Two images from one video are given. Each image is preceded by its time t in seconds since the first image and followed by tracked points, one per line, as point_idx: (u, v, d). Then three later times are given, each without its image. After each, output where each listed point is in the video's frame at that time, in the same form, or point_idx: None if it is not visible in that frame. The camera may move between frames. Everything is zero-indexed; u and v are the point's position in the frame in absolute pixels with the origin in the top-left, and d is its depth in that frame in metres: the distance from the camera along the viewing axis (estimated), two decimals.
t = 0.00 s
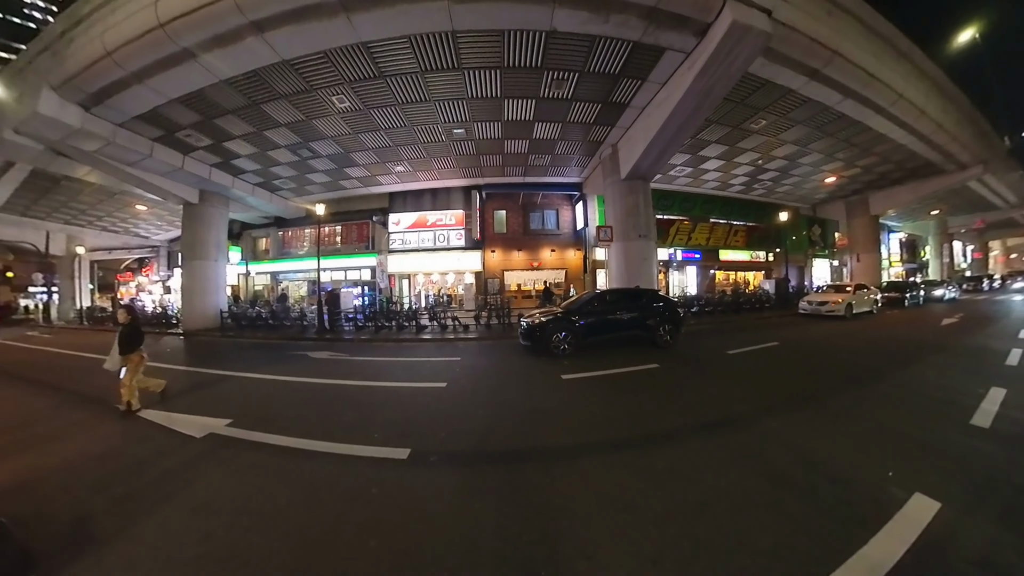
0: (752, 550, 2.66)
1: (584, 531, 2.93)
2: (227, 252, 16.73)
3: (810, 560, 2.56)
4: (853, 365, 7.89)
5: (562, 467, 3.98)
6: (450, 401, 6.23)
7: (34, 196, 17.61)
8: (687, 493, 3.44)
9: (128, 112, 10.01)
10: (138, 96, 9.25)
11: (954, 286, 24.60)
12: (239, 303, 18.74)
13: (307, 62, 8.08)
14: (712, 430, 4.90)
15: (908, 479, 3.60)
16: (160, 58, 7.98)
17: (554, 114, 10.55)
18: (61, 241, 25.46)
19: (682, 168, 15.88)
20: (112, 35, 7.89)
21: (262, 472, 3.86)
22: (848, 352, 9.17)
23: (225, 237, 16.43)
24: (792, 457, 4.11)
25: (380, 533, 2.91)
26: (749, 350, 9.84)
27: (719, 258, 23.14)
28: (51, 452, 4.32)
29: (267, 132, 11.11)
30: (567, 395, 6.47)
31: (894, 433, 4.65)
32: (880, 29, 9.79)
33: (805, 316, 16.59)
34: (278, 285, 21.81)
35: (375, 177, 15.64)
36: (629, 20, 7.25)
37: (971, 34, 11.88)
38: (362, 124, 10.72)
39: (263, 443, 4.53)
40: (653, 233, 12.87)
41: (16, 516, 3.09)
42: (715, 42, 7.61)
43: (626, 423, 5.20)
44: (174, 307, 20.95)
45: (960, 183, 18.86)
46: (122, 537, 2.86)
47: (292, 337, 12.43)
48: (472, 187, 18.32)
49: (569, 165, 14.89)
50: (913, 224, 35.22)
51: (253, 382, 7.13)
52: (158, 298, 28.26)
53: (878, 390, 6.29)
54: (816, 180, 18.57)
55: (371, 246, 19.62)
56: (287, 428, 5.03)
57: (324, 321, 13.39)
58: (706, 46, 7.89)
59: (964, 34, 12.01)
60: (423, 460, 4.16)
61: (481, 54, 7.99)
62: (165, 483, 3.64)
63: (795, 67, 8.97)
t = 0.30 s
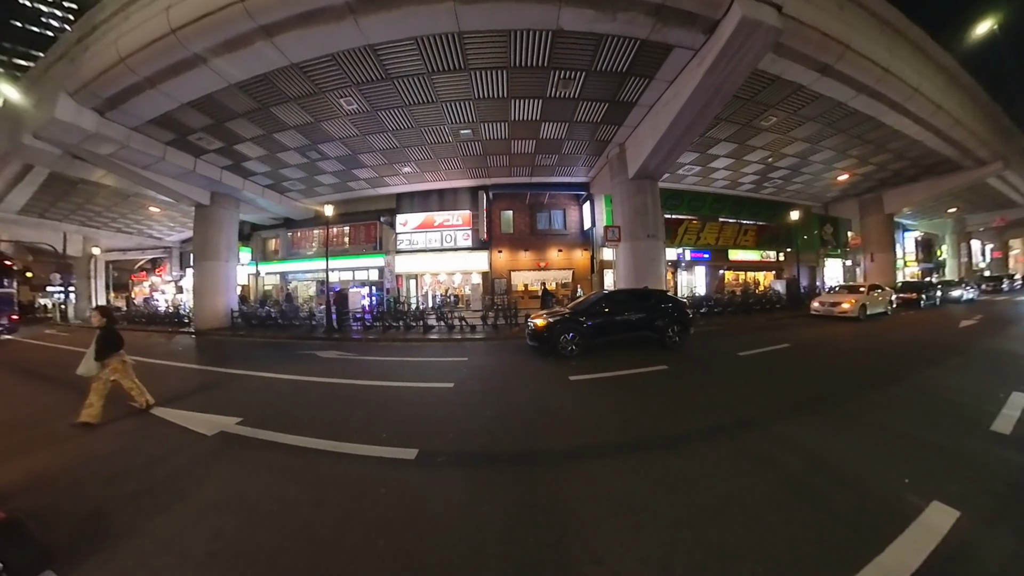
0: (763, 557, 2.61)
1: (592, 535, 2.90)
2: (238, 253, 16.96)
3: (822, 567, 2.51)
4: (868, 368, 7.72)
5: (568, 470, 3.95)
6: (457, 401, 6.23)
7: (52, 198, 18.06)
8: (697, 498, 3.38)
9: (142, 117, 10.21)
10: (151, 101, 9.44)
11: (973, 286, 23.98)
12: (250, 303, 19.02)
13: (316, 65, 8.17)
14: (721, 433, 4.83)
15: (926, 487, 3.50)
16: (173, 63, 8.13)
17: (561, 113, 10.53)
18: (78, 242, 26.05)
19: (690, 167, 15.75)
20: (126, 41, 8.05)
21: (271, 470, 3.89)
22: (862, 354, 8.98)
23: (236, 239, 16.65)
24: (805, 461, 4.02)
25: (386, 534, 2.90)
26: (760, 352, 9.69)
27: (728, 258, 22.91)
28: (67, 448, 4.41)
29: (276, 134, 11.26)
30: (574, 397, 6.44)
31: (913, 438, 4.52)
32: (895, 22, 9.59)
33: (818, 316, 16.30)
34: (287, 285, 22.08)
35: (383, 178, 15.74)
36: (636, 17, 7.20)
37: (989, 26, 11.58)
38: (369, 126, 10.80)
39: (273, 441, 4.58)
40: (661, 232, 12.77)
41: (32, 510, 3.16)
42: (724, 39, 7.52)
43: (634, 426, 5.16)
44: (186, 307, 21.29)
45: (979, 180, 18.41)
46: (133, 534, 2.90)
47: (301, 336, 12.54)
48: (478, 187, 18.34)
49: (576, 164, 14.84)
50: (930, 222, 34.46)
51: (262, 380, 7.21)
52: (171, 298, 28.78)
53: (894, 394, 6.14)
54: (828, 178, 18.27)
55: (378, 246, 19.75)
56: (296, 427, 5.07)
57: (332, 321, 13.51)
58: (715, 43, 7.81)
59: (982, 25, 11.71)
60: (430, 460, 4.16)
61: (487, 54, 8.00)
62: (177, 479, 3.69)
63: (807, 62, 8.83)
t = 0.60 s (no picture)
0: (769, 561, 2.56)
1: (597, 536, 2.87)
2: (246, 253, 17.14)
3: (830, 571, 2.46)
4: (878, 369, 7.59)
5: (571, 470, 3.93)
6: (461, 400, 6.24)
7: (66, 200, 18.42)
8: (702, 501, 3.34)
9: (152, 119, 10.37)
10: (161, 104, 9.59)
11: (988, 287, 23.51)
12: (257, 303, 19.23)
13: (321, 67, 8.24)
14: (727, 435, 4.77)
15: (938, 491, 3.43)
16: (182, 66, 8.25)
17: (565, 112, 10.52)
18: (91, 243, 26.50)
19: (697, 165, 15.64)
20: (136, 45, 8.19)
21: (275, 467, 3.92)
22: (873, 355, 8.83)
23: (244, 239, 16.84)
24: (814, 465, 3.96)
25: (389, 532, 2.91)
26: (767, 352, 9.59)
27: (736, 257, 22.71)
28: (78, 443, 4.49)
29: (283, 135, 11.37)
30: (578, 396, 6.42)
31: (924, 442, 4.43)
32: (906, 18, 9.43)
33: (827, 316, 16.09)
34: (294, 285, 22.31)
35: (388, 178, 15.83)
36: (640, 15, 7.17)
37: (1004, 19, 11.36)
38: (375, 126, 10.88)
39: (278, 438, 4.61)
40: (667, 232, 12.68)
41: (43, 504, 3.21)
42: (730, 35, 7.45)
43: (639, 426, 5.12)
44: (195, 306, 21.59)
45: (994, 177, 18.04)
46: (141, 527, 2.94)
47: (308, 335, 12.66)
48: (483, 187, 18.36)
49: (581, 163, 14.81)
50: (943, 221, 33.84)
51: (269, 378, 7.29)
52: (181, 298, 29.17)
53: (905, 396, 6.03)
54: (838, 176, 18.02)
55: (384, 246, 19.88)
56: (301, 424, 5.11)
57: (338, 320, 13.62)
58: (721, 39, 7.74)
59: (997, 18, 11.48)
60: (433, 459, 4.17)
61: (491, 54, 8.02)
62: (184, 474, 3.74)
63: (815, 58, 8.72)
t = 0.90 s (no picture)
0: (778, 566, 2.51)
1: (602, 539, 2.84)
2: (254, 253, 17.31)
3: None
4: (890, 371, 7.45)
5: (576, 472, 3.89)
6: (465, 400, 6.23)
7: (79, 202, 18.75)
8: (709, 504, 3.29)
9: (161, 123, 10.52)
10: (171, 107, 9.73)
11: (1004, 287, 23.02)
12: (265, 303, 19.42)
13: (327, 68, 8.30)
14: (735, 437, 4.71)
15: (954, 497, 3.34)
16: (191, 69, 8.36)
17: (570, 111, 10.50)
18: (103, 244, 26.98)
19: (703, 164, 15.54)
20: (146, 49, 8.31)
21: (280, 465, 3.94)
22: (885, 356, 8.68)
23: (251, 240, 17.02)
24: (825, 468, 3.89)
25: (392, 531, 2.91)
26: (776, 353, 9.47)
27: (743, 257, 22.54)
28: (88, 440, 4.55)
29: (289, 137, 11.47)
30: (583, 397, 6.38)
31: (939, 446, 4.33)
32: (918, 12, 9.28)
33: (837, 317, 15.87)
34: (301, 285, 22.51)
35: (393, 179, 15.91)
36: (645, 12, 7.14)
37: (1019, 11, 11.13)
38: (380, 127, 10.93)
39: (283, 437, 4.64)
40: (673, 231, 12.59)
41: (53, 499, 3.26)
42: (737, 31, 7.38)
43: (644, 428, 5.07)
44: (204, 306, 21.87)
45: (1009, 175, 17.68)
46: (148, 523, 2.97)
47: (314, 334, 12.75)
48: (489, 187, 18.37)
49: (586, 163, 14.78)
50: (956, 220, 33.29)
51: (276, 377, 7.34)
52: (191, 298, 29.57)
53: (918, 398, 5.91)
54: (847, 174, 17.79)
55: (390, 246, 19.99)
56: (307, 423, 5.14)
57: (344, 320, 13.71)
58: (727, 36, 7.67)
59: (1011, 11, 11.25)
60: (438, 459, 4.16)
61: (495, 53, 8.03)
62: (191, 471, 3.77)
63: (824, 53, 8.61)
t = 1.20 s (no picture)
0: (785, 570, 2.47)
1: (607, 541, 2.80)
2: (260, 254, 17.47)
3: None
4: (901, 373, 7.32)
5: (581, 472, 3.86)
6: (468, 399, 6.22)
7: (89, 204, 19.04)
8: (716, 507, 3.24)
9: (169, 124, 10.65)
10: (178, 109, 9.85)
11: (1019, 287, 22.57)
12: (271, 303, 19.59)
13: (332, 70, 8.37)
14: (741, 439, 4.65)
15: (967, 502, 3.26)
16: (197, 71, 8.46)
17: (574, 110, 10.46)
18: (113, 244, 27.39)
19: (709, 162, 15.42)
20: (154, 52, 8.41)
21: (284, 463, 3.95)
22: (895, 358, 8.54)
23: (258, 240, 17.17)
24: (835, 471, 3.82)
25: (394, 530, 2.89)
26: (784, 354, 9.35)
27: (749, 257, 22.35)
28: (95, 436, 4.60)
29: (295, 138, 11.56)
30: (587, 397, 6.34)
31: (953, 450, 4.24)
32: (929, 6, 9.13)
33: (846, 317, 15.66)
34: (307, 285, 22.69)
35: (398, 179, 15.96)
36: (649, 9, 7.12)
37: None
38: (385, 128, 10.98)
39: (287, 434, 4.66)
40: (679, 231, 12.50)
41: (60, 494, 3.29)
42: (742, 28, 7.32)
43: (649, 428, 5.02)
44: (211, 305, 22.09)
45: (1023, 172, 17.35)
46: (153, 518, 2.99)
47: (320, 334, 12.83)
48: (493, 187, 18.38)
49: (590, 162, 14.73)
50: (968, 218, 32.74)
51: (281, 375, 7.38)
52: (198, 297, 29.91)
53: (931, 400, 5.80)
54: (856, 171, 17.56)
55: (394, 246, 20.09)
56: (310, 421, 5.16)
57: (349, 319, 13.77)
58: (733, 33, 7.61)
59: None
60: (440, 457, 4.15)
61: (499, 53, 8.03)
62: (196, 467, 3.80)
63: (832, 49, 8.51)
